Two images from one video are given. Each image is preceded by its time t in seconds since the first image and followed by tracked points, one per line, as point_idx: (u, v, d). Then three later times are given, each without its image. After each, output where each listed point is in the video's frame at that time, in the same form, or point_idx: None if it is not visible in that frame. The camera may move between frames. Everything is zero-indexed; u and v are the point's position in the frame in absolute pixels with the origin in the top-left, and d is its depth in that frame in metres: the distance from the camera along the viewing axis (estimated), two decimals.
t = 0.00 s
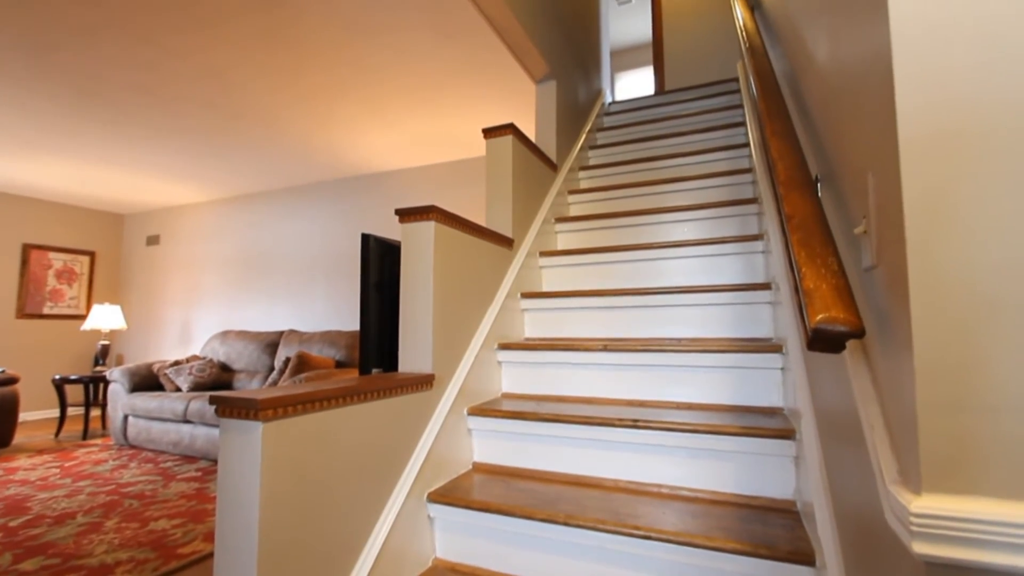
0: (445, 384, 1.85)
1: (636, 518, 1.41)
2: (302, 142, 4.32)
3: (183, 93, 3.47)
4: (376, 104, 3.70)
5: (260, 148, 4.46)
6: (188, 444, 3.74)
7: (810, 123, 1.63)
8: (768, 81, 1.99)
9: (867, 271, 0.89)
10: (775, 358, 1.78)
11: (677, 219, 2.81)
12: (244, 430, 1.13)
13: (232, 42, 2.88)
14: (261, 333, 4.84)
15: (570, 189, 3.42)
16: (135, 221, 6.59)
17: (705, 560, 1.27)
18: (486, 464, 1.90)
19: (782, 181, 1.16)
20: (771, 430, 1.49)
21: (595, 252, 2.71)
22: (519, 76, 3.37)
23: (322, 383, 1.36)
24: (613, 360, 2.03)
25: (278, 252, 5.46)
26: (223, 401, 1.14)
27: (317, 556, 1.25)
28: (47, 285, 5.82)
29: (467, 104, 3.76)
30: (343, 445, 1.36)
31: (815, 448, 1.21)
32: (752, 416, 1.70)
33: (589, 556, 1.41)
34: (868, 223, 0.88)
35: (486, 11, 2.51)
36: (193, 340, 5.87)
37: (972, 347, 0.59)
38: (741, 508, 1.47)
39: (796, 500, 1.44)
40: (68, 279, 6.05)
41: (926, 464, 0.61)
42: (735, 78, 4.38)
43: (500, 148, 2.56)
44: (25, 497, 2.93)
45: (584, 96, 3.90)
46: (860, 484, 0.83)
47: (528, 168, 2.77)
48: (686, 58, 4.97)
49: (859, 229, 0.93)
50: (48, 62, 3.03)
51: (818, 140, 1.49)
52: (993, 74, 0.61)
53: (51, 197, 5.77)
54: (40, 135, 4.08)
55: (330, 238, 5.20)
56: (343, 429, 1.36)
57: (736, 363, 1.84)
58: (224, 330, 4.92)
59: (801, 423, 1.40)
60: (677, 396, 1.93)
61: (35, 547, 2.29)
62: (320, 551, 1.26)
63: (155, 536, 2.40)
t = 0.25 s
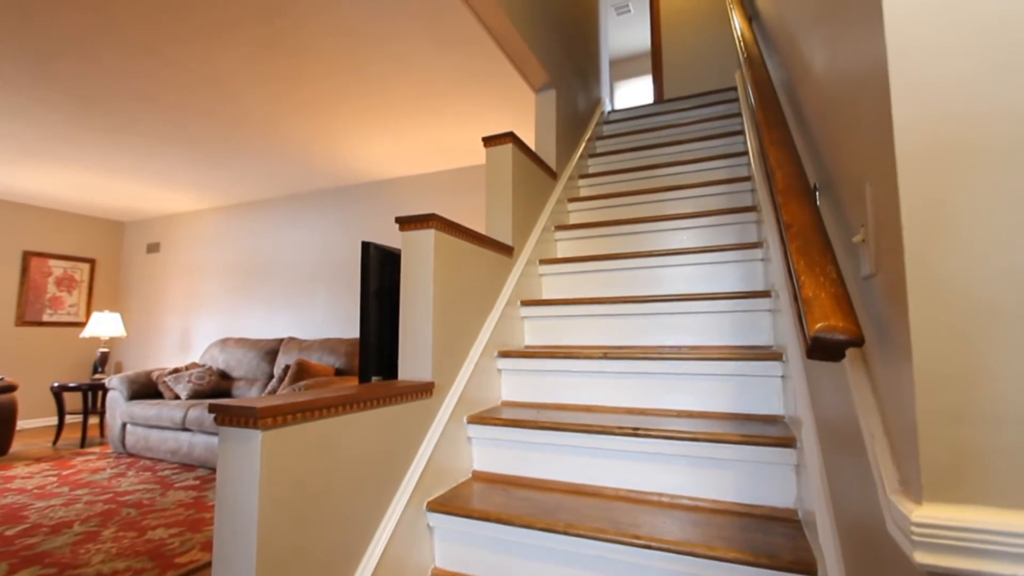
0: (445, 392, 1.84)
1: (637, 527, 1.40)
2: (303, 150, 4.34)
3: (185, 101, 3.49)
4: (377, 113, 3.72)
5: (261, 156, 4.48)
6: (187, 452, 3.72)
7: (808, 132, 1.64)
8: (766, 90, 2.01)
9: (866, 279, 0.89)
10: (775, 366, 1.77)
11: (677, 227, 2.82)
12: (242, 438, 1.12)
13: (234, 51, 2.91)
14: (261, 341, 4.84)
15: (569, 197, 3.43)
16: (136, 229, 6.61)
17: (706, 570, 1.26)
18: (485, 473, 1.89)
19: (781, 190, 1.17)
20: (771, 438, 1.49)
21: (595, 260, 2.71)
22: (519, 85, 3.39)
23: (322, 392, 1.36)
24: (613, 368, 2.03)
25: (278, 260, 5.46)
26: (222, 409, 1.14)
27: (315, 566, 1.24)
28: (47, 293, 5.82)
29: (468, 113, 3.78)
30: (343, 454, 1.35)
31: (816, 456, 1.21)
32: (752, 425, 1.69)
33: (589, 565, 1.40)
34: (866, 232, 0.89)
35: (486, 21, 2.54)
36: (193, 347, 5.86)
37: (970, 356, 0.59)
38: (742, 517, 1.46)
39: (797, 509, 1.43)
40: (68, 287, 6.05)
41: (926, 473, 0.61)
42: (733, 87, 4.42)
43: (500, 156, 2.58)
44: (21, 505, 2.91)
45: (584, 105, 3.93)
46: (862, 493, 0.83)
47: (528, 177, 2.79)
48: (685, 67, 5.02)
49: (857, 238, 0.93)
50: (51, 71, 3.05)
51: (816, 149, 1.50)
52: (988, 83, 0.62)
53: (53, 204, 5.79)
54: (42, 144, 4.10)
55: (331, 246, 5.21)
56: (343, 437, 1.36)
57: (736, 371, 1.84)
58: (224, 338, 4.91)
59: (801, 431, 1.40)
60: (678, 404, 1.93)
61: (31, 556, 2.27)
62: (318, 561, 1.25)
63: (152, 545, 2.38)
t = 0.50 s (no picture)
0: (445, 398, 1.84)
1: (638, 535, 1.39)
2: (303, 156, 4.35)
3: (186, 107, 3.51)
4: (377, 119, 3.74)
5: (262, 162, 4.49)
6: (185, 459, 3.70)
7: (807, 138, 1.65)
8: (765, 96, 2.02)
9: (865, 286, 0.89)
10: (775, 372, 1.77)
11: (676, 233, 2.83)
12: (242, 444, 1.12)
13: (235, 57, 2.93)
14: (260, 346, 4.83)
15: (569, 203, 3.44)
16: (136, 235, 6.61)
17: None
18: (485, 479, 1.88)
19: (779, 197, 1.18)
20: (772, 445, 1.48)
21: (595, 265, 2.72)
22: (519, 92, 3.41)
23: (322, 398, 1.35)
24: (613, 374, 2.02)
25: (278, 266, 5.47)
26: (222, 414, 1.14)
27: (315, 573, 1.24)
28: (47, 298, 5.82)
29: (468, 119, 3.80)
30: (343, 460, 1.35)
31: (816, 462, 1.21)
32: (753, 431, 1.69)
33: (590, 573, 1.39)
34: (864, 238, 0.89)
35: (487, 28, 2.56)
36: (192, 353, 5.85)
37: (969, 362, 0.59)
38: (742, 523, 1.45)
39: (798, 516, 1.43)
40: (68, 292, 6.05)
41: (926, 481, 0.61)
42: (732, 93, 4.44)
43: (500, 162, 2.59)
44: (19, 512, 2.89)
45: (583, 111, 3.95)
46: (862, 501, 0.83)
47: (528, 182, 2.80)
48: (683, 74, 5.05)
49: (856, 244, 0.94)
50: (54, 77, 3.07)
51: (814, 155, 1.51)
52: (983, 93, 0.62)
53: (53, 210, 5.80)
54: (44, 149, 4.12)
55: (331, 252, 5.21)
56: (343, 444, 1.35)
57: (736, 377, 1.84)
58: (222, 344, 4.90)
59: (802, 437, 1.40)
60: (678, 410, 1.92)
61: (29, 563, 2.26)
62: (317, 569, 1.24)
63: (150, 552, 2.36)
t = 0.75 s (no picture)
0: (445, 405, 1.84)
1: (638, 543, 1.39)
2: (304, 163, 4.37)
3: (188, 115, 3.53)
4: (378, 126, 3.76)
5: (263, 169, 4.51)
6: (184, 466, 3.69)
7: (806, 146, 1.66)
8: (764, 104, 2.03)
9: (864, 293, 0.89)
10: (776, 379, 1.77)
11: (676, 239, 2.83)
12: (241, 452, 1.12)
13: (237, 65, 2.95)
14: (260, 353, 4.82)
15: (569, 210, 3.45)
16: (137, 241, 6.62)
17: None
18: (485, 487, 1.88)
19: (778, 204, 1.18)
20: (772, 452, 1.48)
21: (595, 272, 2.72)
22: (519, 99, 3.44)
23: (321, 406, 1.35)
24: (613, 381, 2.02)
25: (278, 272, 5.47)
26: (221, 422, 1.13)
27: None
28: (47, 305, 5.82)
29: (468, 126, 3.82)
30: (343, 468, 1.35)
31: (817, 470, 1.20)
32: (754, 438, 1.68)
33: None
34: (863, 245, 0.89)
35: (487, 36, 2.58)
36: (191, 360, 5.84)
37: (969, 370, 0.59)
38: (743, 531, 1.44)
39: (800, 524, 1.42)
40: (68, 298, 6.05)
41: (927, 490, 0.60)
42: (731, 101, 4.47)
43: (500, 170, 2.60)
44: (16, 520, 2.88)
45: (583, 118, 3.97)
46: (863, 509, 0.83)
47: (528, 189, 2.81)
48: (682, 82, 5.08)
49: (855, 251, 0.94)
50: (57, 85, 3.09)
51: (813, 163, 1.52)
52: (982, 101, 0.63)
53: (54, 216, 5.81)
54: (45, 156, 4.13)
55: (331, 258, 5.21)
56: (343, 451, 1.35)
57: (737, 384, 1.83)
58: (222, 350, 4.89)
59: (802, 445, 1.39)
60: (678, 417, 1.92)
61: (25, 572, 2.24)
62: None
63: (148, 560, 2.34)
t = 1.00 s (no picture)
0: (445, 413, 1.83)
1: (639, 553, 1.38)
2: (305, 171, 4.39)
3: (191, 123, 3.55)
4: (380, 135, 3.78)
5: (264, 177, 4.53)
6: (183, 474, 3.66)
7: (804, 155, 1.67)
8: (762, 114, 2.05)
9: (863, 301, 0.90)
10: (776, 387, 1.77)
11: (675, 247, 2.84)
12: (240, 461, 1.11)
13: (240, 75, 2.98)
14: (259, 361, 4.81)
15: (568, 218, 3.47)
16: (137, 249, 6.64)
17: None
18: (485, 496, 1.86)
19: (777, 213, 1.19)
20: (773, 461, 1.47)
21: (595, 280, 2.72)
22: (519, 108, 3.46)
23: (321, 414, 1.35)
24: (613, 389, 2.02)
25: (279, 280, 5.47)
26: (220, 431, 1.13)
27: None
28: (46, 312, 5.82)
29: (468, 135, 3.85)
30: (342, 477, 1.34)
31: (818, 479, 1.20)
32: (754, 447, 1.68)
33: None
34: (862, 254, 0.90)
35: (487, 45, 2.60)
36: (191, 367, 5.82)
37: (969, 379, 0.59)
38: (744, 541, 1.44)
39: (801, 534, 1.41)
40: (67, 306, 6.05)
41: (929, 500, 0.60)
42: (730, 110, 4.50)
43: (500, 178, 2.61)
44: (12, 529, 2.85)
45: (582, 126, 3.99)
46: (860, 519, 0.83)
47: (527, 197, 2.82)
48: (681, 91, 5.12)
49: (854, 260, 0.94)
50: (61, 94, 3.12)
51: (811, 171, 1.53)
52: (979, 113, 0.64)
53: (55, 224, 5.82)
54: (47, 164, 4.15)
55: (331, 266, 5.22)
56: (342, 460, 1.34)
57: (737, 393, 1.83)
58: (222, 358, 4.88)
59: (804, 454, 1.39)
60: (679, 426, 1.91)
61: None
62: None
63: (145, 570, 2.32)
